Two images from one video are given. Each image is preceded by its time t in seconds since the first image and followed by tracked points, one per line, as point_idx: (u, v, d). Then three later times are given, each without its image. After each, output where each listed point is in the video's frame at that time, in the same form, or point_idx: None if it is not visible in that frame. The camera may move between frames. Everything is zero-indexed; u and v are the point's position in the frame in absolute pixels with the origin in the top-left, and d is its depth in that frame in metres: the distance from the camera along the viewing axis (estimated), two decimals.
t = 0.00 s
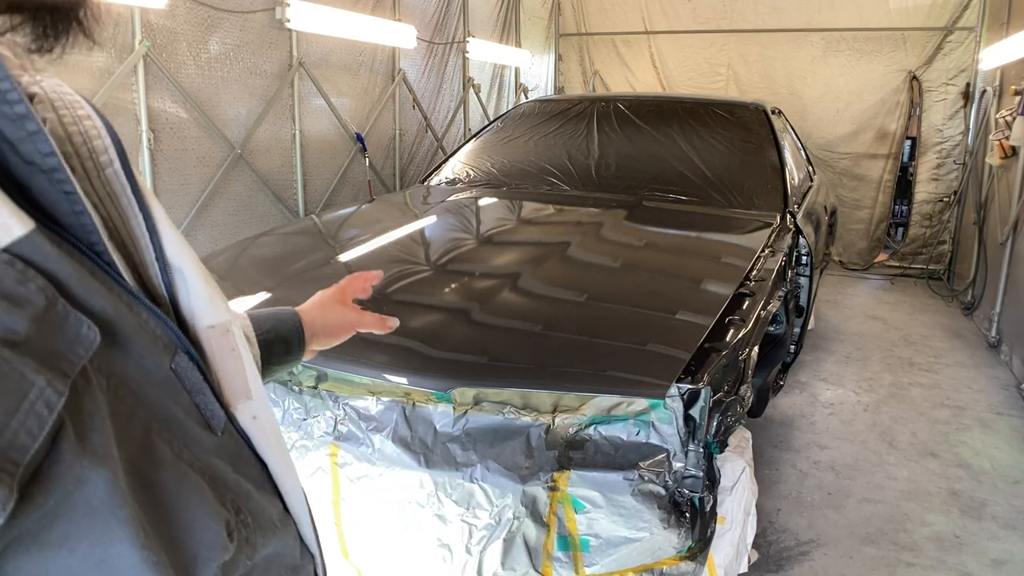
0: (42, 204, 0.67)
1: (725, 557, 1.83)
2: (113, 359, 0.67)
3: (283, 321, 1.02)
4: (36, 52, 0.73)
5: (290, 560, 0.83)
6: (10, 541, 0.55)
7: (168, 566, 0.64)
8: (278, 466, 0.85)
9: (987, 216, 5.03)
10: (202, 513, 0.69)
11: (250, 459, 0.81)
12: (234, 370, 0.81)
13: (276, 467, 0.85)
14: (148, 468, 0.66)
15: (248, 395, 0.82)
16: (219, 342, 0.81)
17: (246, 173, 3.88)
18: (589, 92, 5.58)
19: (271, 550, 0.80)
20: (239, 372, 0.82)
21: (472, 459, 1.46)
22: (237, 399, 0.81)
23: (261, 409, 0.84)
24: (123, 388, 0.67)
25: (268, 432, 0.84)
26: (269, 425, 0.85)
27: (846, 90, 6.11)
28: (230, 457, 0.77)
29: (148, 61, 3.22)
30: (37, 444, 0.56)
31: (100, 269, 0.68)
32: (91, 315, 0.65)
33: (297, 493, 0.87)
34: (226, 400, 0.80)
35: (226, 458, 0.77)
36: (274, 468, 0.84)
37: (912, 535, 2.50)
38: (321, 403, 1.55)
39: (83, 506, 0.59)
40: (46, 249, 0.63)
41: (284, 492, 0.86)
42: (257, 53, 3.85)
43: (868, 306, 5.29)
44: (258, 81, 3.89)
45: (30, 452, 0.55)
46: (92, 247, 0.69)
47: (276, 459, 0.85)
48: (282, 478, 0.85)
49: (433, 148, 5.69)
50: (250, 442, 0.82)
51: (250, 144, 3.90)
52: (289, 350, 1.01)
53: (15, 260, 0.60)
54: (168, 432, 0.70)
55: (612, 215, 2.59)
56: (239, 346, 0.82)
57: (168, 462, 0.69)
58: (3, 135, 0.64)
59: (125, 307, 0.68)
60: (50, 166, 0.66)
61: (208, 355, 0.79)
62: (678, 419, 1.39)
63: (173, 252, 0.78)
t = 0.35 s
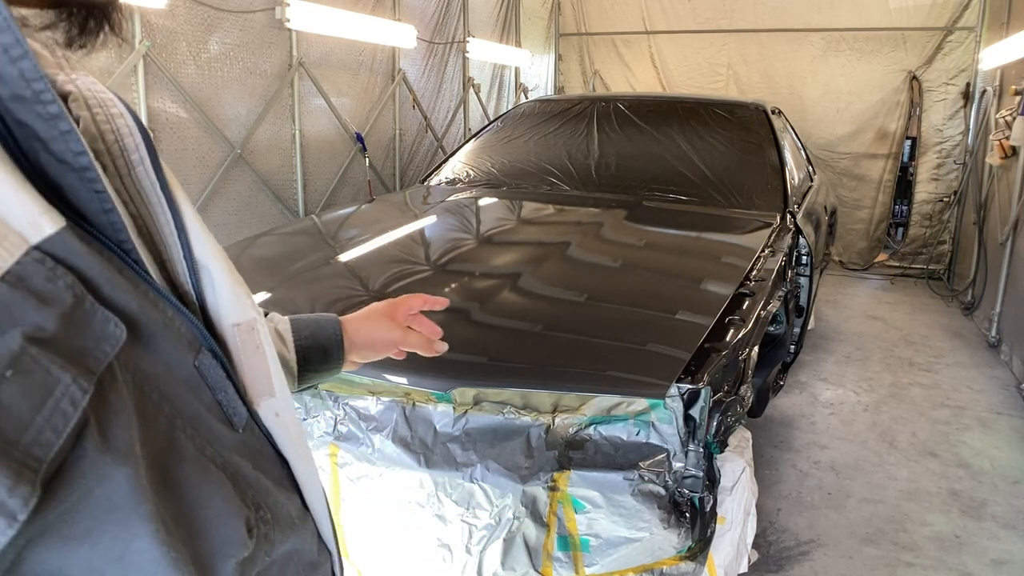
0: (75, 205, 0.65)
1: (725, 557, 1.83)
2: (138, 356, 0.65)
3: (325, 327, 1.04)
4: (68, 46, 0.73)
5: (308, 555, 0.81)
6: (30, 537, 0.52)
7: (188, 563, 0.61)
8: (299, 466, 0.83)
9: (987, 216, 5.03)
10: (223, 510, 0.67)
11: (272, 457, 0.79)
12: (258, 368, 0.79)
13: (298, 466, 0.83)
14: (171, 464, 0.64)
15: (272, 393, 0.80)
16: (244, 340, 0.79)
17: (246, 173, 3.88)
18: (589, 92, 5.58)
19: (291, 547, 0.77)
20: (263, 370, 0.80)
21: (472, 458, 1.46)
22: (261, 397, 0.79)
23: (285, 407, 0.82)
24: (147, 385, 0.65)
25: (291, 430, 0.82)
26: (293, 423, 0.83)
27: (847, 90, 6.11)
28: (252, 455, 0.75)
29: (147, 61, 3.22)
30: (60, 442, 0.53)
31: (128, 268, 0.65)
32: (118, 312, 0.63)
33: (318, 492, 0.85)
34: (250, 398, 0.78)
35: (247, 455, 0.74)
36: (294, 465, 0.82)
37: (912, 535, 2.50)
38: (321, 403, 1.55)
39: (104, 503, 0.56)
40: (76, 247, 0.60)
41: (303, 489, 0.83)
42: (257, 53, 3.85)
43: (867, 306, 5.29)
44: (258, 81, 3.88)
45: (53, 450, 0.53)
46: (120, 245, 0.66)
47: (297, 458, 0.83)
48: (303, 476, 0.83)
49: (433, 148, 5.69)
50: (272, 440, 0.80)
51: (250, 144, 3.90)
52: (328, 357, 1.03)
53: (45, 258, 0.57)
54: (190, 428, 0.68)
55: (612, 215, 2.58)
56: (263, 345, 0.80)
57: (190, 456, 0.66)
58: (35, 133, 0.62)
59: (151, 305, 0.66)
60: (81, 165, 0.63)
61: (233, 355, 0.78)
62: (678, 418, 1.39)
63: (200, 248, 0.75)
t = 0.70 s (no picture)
0: (95, 210, 0.66)
1: (725, 557, 1.83)
2: (161, 371, 0.67)
3: (337, 335, 1.05)
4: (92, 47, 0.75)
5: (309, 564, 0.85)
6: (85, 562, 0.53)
7: None
8: (304, 473, 0.86)
9: (987, 216, 5.04)
10: (243, 525, 0.70)
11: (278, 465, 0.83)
12: (267, 376, 0.83)
13: (300, 474, 0.86)
14: (195, 482, 0.66)
15: (280, 402, 0.84)
16: (254, 348, 0.82)
17: (246, 173, 3.88)
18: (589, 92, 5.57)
19: (301, 552, 0.82)
20: (272, 378, 0.83)
21: (472, 458, 1.46)
22: (270, 406, 0.82)
23: (293, 416, 0.85)
24: (167, 400, 0.67)
25: (298, 438, 0.86)
26: (299, 430, 0.86)
27: (847, 90, 6.11)
28: (262, 465, 0.78)
29: (147, 61, 3.22)
30: (109, 464, 0.55)
31: (150, 277, 0.68)
32: (145, 331, 0.65)
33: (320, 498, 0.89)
34: (260, 407, 0.81)
35: (257, 466, 0.77)
36: (300, 474, 0.86)
37: (912, 535, 2.50)
38: (321, 403, 1.55)
39: (147, 524, 0.58)
40: (101, 260, 0.61)
41: (308, 498, 0.87)
42: (257, 52, 3.85)
43: (868, 306, 5.29)
44: (258, 81, 3.88)
45: (104, 471, 0.54)
46: (141, 251, 0.68)
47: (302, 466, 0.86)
48: (307, 484, 0.86)
49: (433, 149, 5.69)
50: (280, 450, 0.83)
51: (250, 144, 3.89)
52: (335, 366, 1.04)
53: (73, 272, 0.58)
54: (209, 442, 0.70)
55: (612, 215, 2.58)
56: (273, 353, 0.84)
57: (211, 472, 0.69)
58: (61, 138, 0.63)
59: (172, 317, 0.67)
60: (107, 168, 0.65)
61: (246, 361, 0.81)
62: (678, 418, 1.40)
63: (218, 258, 0.78)
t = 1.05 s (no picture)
0: (134, 217, 0.64)
1: (725, 557, 1.83)
2: (195, 377, 0.64)
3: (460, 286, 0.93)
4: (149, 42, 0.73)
5: None
6: (105, 559, 0.53)
7: None
8: (344, 483, 0.84)
9: (987, 216, 5.04)
10: (273, 532, 0.68)
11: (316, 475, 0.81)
12: (311, 385, 0.79)
13: (341, 484, 0.84)
14: (227, 486, 0.65)
15: (321, 411, 0.82)
16: (298, 357, 0.77)
17: (246, 172, 3.89)
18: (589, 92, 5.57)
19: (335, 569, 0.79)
20: (315, 387, 0.80)
21: (472, 459, 1.46)
22: (310, 415, 0.80)
23: (333, 425, 0.83)
24: (204, 406, 0.65)
25: (337, 447, 0.83)
26: (339, 439, 0.84)
27: (847, 90, 6.11)
28: (297, 473, 0.76)
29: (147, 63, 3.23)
30: (131, 467, 0.53)
31: (186, 282, 0.65)
32: (181, 334, 0.63)
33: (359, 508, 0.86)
34: (299, 415, 0.79)
35: (292, 475, 0.75)
36: (340, 483, 0.83)
37: (912, 535, 2.50)
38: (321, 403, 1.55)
39: (169, 529, 0.56)
40: (139, 264, 0.58)
41: (347, 508, 0.85)
42: (257, 52, 3.85)
43: (868, 306, 5.29)
44: (258, 82, 3.89)
45: (125, 475, 0.53)
46: (179, 260, 0.66)
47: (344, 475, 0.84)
48: (346, 494, 0.84)
49: (433, 148, 5.69)
50: (317, 459, 0.81)
51: (250, 144, 3.89)
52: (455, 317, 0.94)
53: (111, 275, 0.56)
54: (242, 449, 0.69)
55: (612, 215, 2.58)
56: (316, 362, 0.79)
57: (244, 477, 0.67)
58: (103, 146, 0.61)
59: (209, 323, 0.65)
60: (146, 179, 0.63)
61: (286, 372, 0.77)
62: (678, 419, 1.39)
63: (259, 265, 0.74)
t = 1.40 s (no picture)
0: (245, 196, 0.69)
1: (725, 557, 1.82)
2: (294, 345, 0.67)
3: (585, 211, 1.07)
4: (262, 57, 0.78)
5: (436, 548, 0.83)
6: (175, 489, 0.55)
7: (311, 538, 0.62)
8: (441, 460, 0.84)
9: (987, 216, 5.04)
10: (350, 495, 0.69)
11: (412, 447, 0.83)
12: (409, 363, 0.80)
13: (440, 460, 0.84)
14: (308, 446, 0.66)
15: (420, 387, 0.82)
16: (397, 335, 0.79)
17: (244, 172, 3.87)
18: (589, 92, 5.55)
19: (420, 540, 0.79)
20: (412, 364, 0.80)
21: (472, 459, 1.46)
22: (409, 390, 0.82)
23: (433, 404, 0.83)
24: (301, 370, 0.67)
25: (436, 426, 0.83)
26: (439, 419, 0.84)
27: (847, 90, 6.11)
28: (394, 442, 0.79)
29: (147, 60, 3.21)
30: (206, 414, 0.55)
31: (292, 258, 0.70)
32: (278, 300, 0.66)
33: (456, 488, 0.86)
34: (399, 389, 0.81)
35: (385, 442, 0.77)
36: (435, 459, 0.84)
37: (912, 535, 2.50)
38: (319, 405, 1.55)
39: (241, 473, 0.58)
40: (244, 237, 0.63)
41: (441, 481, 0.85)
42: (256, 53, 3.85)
43: (868, 306, 5.28)
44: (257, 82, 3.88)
45: (197, 420, 0.55)
46: (285, 235, 0.71)
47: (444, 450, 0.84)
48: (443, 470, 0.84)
49: (433, 148, 5.67)
50: (415, 430, 0.83)
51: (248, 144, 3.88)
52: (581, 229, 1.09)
53: (214, 244, 0.60)
54: (336, 415, 0.71)
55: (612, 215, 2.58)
56: (416, 342, 0.80)
57: (331, 440, 0.69)
58: (215, 132, 0.66)
59: (307, 294, 0.69)
60: (253, 162, 0.68)
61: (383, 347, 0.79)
62: (678, 418, 1.40)
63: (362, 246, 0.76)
